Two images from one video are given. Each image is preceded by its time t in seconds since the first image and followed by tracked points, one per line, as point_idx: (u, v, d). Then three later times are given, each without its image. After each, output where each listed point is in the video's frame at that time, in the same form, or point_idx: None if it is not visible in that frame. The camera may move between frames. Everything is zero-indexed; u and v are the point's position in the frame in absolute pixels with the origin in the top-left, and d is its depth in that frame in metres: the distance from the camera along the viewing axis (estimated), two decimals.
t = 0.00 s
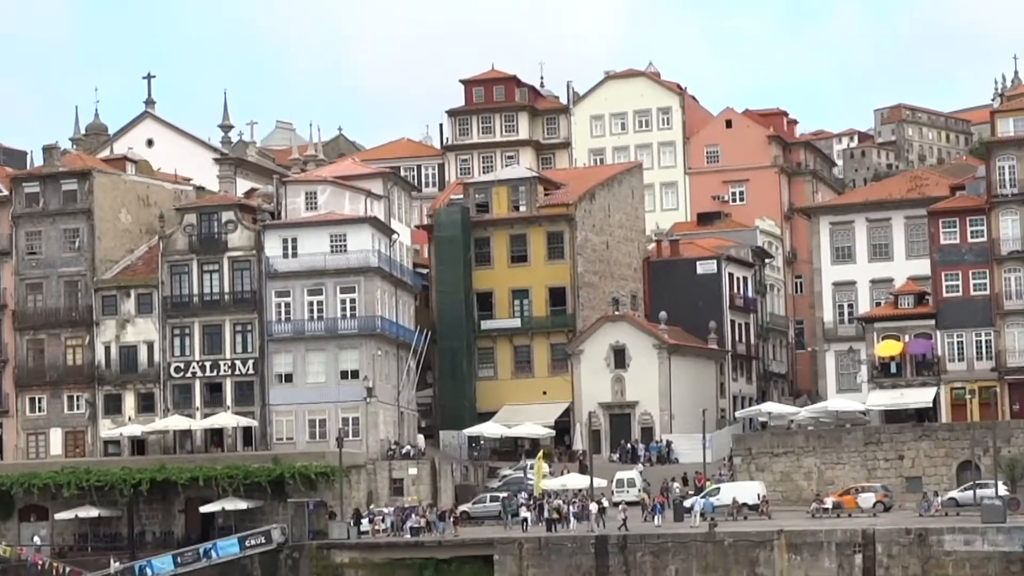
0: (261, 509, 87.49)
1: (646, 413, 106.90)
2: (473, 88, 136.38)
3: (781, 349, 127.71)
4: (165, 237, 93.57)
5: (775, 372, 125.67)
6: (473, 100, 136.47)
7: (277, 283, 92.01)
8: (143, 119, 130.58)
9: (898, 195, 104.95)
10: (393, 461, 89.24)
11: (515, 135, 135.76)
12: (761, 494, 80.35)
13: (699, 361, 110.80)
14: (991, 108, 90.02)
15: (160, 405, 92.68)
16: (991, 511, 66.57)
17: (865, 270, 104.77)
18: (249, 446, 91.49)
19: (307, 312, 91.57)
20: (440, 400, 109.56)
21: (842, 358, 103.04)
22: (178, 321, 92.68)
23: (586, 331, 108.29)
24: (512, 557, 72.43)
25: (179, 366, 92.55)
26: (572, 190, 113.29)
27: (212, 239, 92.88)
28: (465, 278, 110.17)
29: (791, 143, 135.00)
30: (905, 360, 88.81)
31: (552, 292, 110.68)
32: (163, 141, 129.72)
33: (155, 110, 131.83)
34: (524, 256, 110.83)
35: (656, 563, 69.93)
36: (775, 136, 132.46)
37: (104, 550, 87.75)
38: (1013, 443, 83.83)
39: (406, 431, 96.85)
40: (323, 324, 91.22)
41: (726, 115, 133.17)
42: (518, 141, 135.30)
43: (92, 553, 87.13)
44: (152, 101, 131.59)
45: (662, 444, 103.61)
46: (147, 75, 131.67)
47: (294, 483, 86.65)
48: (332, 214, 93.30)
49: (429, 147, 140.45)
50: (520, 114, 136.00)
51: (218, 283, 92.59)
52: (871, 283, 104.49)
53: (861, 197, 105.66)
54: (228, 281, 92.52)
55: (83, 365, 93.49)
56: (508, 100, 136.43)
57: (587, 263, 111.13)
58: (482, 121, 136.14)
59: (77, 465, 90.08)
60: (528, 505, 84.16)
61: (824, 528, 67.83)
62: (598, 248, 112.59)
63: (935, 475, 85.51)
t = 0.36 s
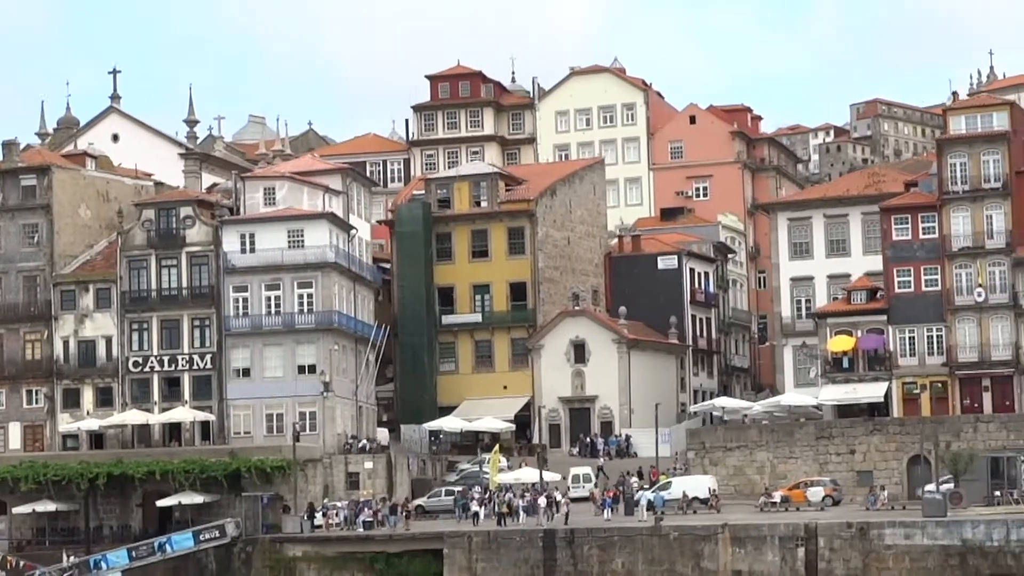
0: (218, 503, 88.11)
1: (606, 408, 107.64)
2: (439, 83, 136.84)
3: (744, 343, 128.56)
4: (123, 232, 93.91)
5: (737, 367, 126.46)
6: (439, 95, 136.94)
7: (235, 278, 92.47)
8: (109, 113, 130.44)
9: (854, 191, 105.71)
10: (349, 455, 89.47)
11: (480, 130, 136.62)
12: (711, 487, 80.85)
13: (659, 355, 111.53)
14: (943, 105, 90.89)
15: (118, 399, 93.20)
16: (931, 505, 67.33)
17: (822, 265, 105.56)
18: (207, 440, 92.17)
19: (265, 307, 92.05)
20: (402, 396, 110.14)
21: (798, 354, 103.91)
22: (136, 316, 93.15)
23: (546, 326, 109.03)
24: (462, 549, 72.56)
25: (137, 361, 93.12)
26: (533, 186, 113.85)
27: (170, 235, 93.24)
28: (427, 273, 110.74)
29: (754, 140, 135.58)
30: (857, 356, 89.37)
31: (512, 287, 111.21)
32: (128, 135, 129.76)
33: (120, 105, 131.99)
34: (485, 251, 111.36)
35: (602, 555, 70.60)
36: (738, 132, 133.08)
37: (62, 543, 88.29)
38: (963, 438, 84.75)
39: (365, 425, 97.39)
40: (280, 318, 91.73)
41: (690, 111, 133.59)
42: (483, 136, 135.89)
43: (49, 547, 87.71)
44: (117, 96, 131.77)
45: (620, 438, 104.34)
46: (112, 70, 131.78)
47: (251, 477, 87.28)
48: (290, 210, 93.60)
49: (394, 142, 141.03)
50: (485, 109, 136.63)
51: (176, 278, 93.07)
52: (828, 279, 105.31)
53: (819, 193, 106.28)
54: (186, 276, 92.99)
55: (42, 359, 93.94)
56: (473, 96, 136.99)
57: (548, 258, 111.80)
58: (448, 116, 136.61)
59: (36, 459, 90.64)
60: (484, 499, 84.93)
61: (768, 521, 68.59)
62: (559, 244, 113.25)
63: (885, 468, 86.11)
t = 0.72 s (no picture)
0: (180, 505, 88.47)
1: (571, 410, 108.07)
2: (410, 86, 137.62)
3: (712, 346, 128.93)
4: (87, 235, 94.36)
5: (705, 368, 126.99)
6: (409, 98, 137.76)
7: (198, 281, 92.99)
8: (80, 116, 130.48)
9: (818, 195, 106.57)
10: (311, 457, 89.86)
11: (450, 132, 137.21)
12: (669, 490, 81.55)
13: (624, 357, 112.04)
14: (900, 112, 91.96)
15: (82, 401, 93.81)
16: (878, 508, 68.35)
17: (785, 268, 106.14)
18: (170, 442, 92.61)
19: (228, 310, 92.54)
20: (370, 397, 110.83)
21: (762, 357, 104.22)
22: (100, 317, 93.57)
23: (513, 328, 109.57)
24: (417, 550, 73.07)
25: (101, 363, 93.59)
26: (499, 189, 114.55)
27: (134, 237, 93.74)
28: (393, 274, 111.35)
29: (723, 142, 136.31)
30: (815, 358, 90.43)
31: (478, 289, 111.85)
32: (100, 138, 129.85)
33: (90, 107, 132.44)
34: (451, 253, 111.91)
35: (555, 557, 71.31)
36: (707, 136, 133.52)
37: (24, 545, 88.73)
38: (918, 440, 85.09)
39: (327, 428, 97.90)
40: (243, 321, 92.13)
41: (658, 114, 134.33)
42: (454, 139, 136.58)
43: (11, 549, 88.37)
44: (88, 98, 132.22)
45: (585, 440, 105.02)
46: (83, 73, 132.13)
47: (213, 479, 87.72)
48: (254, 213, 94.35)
49: (364, 145, 141.76)
50: (456, 112, 137.34)
51: (139, 281, 93.54)
52: (790, 281, 105.89)
53: (782, 197, 107.00)
54: (149, 278, 93.50)
55: (6, 361, 94.61)
56: (445, 99, 137.55)
57: (513, 261, 112.40)
58: (418, 119, 137.18)
59: None
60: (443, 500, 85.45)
61: (718, 524, 69.42)
62: (525, 246, 113.81)
63: (842, 470, 86.72)
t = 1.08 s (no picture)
0: (142, 514, 88.84)
1: (536, 421, 108.71)
2: (382, 97, 138.31)
3: (681, 357, 129.60)
4: (52, 245, 94.90)
5: (673, 380, 127.54)
6: (382, 108, 138.43)
7: (162, 291, 93.56)
8: (52, 127, 130.66)
9: (783, 208, 107.19)
10: (273, 466, 90.52)
11: (422, 143, 137.79)
12: (625, 501, 82.13)
13: (591, 369, 112.38)
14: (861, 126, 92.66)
15: (46, 410, 94.21)
16: (825, 519, 69.47)
17: (750, 281, 106.66)
18: (133, 451, 92.98)
19: (192, 320, 93.08)
20: (336, 407, 110.84)
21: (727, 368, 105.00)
22: (64, 327, 94.11)
23: (478, 338, 109.86)
24: (372, 560, 73.67)
25: (65, 372, 94.03)
26: (467, 200, 115.01)
27: (99, 247, 94.23)
28: (361, 286, 111.61)
29: (694, 155, 136.94)
30: (775, 371, 91.05)
31: (445, 300, 112.20)
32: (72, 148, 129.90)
33: (62, 117, 132.91)
34: (419, 265, 112.36)
35: (508, 567, 72.03)
36: (678, 148, 134.33)
37: None
38: (875, 452, 86.02)
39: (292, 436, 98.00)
40: (207, 331, 92.73)
41: (629, 126, 134.90)
42: (426, 149, 137.14)
43: None
44: (60, 108, 132.69)
45: (550, 450, 104.81)
46: (55, 82, 132.54)
47: (176, 488, 88.03)
48: (218, 223, 94.71)
49: (337, 154, 142.24)
50: (428, 123, 137.92)
51: (104, 290, 94.04)
52: (755, 293, 106.43)
53: (746, 210, 107.56)
54: (114, 288, 93.93)
55: None
56: (417, 109, 138.30)
57: (480, 272, 112.69)
58: (390, 130, 137.69)
59: None
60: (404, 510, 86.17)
61: (668, 535, 70.28)
62: (493, 257, 114.23)
63: (800, 481, 87.24)
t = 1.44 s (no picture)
0: (108, 528, 89.17)
1: (504, 437, 108.48)
2: (356, 114, 138.41)
3: (651, 373, 129.91)
4: (19, 261, 95.40)
5: (643, 397, 128.11)
6: (356, 126, 138.33)
7: (128, 307, 94.09)
8: (26, 143, 130.81)
9: (748, 226, 107.79)
10: (237, 482, 90.76)
11: (395, 160, 137.75)
12: (584, 516, 82.65)
13: (558, 386, 112.53)
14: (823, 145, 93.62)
15: (12, 425, 94.73)
16: (777, 536, 70.39)
17: (715, 297, 107.19)
18: (99, 467, 93.17)
19: (157, 336, 93.69)
20: (305, 423, 111.25)
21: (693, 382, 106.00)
22: (31, 343, 94.62)
23: (447, 355, 109.80)
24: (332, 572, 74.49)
25: (32, 388, 94.57)
26: (436, 217, 115.41)
27: (65, 264, 94.77)
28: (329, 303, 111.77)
29: (666, 172, 137.72)
30: (736, 388, 91.76)
31: (414, 317, 112.27)
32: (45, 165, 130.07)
33: (35, 134, 133.30)
34: (387, 281, 112.41)
35: None
36: (648, 166, 135.16)
37: None
38: (834, 468, 86.51)
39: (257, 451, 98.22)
40: (172, 347, 93.42)
41: (601, 143, 135.72)
42: (399, 167, 137.05)
43: None
44: (33, 124, 133.10)
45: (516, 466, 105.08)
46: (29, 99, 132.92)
47: (140, 504, 88.79)
48: (184, 240, 95.42)
49: (312, 172, 142.74)
50: (401, 139, 137.96)
51: (70, 307, 94.67)
52: (720, 310, 106.75)
53: (712, 229, 108.12)
54: (80, 304, 94.59)
55: None
56: (390, 127, 138.36)
57: (448, 288, 112.96)
58: (364, 147, 137.77)
59: None
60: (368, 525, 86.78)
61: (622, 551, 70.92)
62: (462, 274, 114.58)
63: (760, 498, 87.81)
